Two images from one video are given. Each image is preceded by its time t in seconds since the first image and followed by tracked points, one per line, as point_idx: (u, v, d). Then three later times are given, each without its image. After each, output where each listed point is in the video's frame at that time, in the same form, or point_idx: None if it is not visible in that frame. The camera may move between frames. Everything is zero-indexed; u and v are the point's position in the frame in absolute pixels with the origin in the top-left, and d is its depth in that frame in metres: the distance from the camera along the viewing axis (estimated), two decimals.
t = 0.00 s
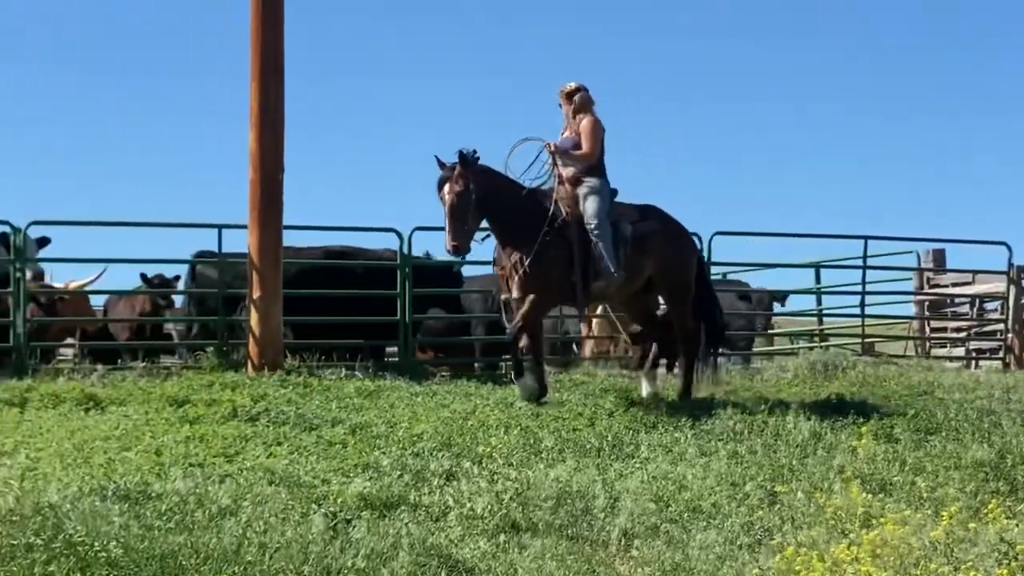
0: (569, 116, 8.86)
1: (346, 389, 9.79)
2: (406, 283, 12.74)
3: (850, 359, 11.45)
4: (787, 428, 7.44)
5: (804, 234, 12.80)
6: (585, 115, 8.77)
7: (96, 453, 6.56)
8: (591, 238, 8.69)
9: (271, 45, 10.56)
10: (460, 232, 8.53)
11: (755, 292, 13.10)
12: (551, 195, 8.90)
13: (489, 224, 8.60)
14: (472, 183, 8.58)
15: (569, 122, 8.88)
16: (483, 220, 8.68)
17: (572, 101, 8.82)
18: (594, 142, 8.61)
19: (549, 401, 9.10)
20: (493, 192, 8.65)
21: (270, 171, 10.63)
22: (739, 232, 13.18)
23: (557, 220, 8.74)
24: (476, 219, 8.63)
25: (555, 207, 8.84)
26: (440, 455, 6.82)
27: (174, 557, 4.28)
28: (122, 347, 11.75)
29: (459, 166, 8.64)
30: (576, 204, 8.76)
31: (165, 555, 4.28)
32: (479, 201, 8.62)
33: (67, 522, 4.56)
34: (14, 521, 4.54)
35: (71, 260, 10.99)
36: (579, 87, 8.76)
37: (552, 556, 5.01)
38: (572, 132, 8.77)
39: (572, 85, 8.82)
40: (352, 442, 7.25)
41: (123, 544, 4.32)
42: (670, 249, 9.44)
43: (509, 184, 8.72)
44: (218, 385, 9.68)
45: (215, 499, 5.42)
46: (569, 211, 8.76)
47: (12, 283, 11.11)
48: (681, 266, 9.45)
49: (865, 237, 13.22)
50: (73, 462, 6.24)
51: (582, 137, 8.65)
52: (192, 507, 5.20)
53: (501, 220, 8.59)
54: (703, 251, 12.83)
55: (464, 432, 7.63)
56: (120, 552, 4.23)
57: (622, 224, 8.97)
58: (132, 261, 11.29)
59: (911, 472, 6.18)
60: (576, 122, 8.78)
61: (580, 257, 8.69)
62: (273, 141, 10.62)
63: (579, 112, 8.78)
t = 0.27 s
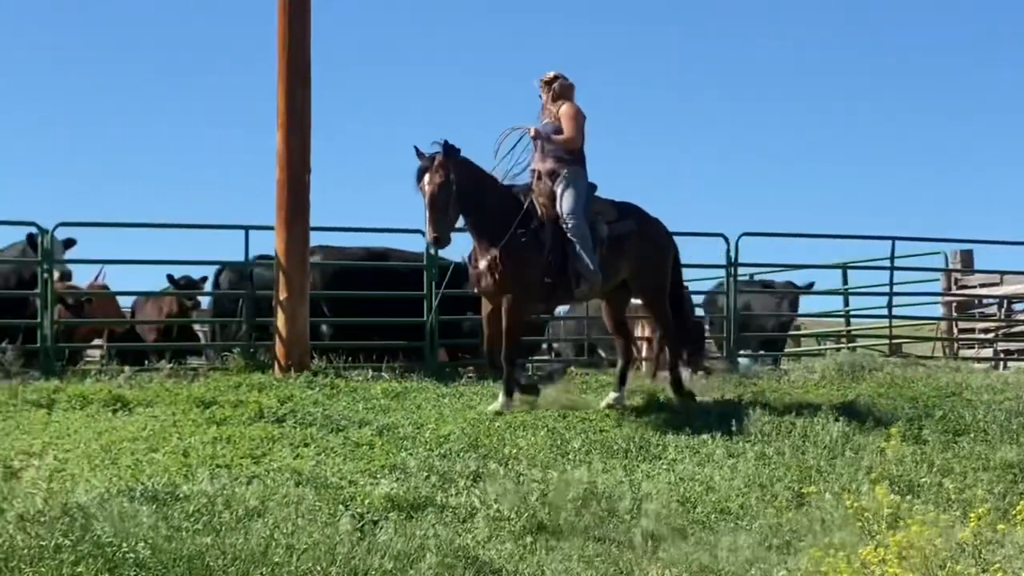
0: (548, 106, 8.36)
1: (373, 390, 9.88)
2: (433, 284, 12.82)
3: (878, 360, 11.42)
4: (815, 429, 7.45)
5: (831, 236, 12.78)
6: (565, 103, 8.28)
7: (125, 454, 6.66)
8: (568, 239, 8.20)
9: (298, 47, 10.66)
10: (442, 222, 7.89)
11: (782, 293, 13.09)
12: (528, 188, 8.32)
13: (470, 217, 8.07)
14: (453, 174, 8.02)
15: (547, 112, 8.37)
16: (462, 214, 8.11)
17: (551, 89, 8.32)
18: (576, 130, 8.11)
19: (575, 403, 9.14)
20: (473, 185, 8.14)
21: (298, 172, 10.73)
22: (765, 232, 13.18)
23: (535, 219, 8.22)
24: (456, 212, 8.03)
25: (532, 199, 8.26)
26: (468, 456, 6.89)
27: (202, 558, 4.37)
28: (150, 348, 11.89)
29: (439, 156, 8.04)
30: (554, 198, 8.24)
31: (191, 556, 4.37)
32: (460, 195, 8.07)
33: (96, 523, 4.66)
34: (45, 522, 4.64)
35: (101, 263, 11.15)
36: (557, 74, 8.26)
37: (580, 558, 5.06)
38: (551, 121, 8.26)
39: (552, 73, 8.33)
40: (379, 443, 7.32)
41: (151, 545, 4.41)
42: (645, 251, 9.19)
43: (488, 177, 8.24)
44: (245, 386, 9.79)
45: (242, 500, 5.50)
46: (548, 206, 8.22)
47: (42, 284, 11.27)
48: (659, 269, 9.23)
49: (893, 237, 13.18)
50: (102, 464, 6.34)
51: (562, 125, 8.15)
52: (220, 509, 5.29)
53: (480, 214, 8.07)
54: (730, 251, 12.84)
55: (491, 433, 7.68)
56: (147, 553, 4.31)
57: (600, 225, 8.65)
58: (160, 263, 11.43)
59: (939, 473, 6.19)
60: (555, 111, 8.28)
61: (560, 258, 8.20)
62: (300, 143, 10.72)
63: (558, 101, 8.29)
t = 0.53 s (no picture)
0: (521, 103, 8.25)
1: (393, 391, 9.93)
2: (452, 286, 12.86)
3: (900, 361, 11.39)
4: (835, 430, 7.45)
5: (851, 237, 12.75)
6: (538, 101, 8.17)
7: (146, 455, 6.73)
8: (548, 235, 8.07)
9: (319, 47, 10.72)
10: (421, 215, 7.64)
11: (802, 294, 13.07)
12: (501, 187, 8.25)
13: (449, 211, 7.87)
14: (434, 166, 7.79)
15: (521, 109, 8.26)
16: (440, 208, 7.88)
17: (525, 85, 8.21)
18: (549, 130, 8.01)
19: (595, 404, 9.15)
20: (452, 179, 7.92)
21: (318, 173, 10.80)
22: (784, 234, 13.17)
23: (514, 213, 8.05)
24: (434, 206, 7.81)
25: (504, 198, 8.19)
26: (488, 457, 6.93)
27: (224, 559, 4.42)
28: (171, 349, 11.98)
29: (419, 148, 7.81)
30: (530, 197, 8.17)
31: (213, 556, 4.42)
32: (439, 187, 7.85)
33: (119, 524, 4.71)
34: (68, 524, 4.71)
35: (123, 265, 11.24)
36: (532, 71, 8.15)
37: (601, 559, 5.08)
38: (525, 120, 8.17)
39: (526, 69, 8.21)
40: (399, 444, 7.36)
41: (173, 545, 4.47)
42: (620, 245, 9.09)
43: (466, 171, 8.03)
44: (266, 387, 9.85)
45: (262, 501, 5.55)
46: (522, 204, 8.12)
47: (64, 286, 11.38)
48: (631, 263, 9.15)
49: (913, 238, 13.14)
50: (123, 464, 6.41)
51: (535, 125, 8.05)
52: (241, 510, 5.34)
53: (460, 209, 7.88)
54: (750, 252, 12.83)
55: (512, 434, 7.71)
56: (169, 554, 4.37)
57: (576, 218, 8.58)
58: (180, 264, 11.52)
59: (960, 474, 6.19)
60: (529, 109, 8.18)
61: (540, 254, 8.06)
62: (320, 141, 10.78)
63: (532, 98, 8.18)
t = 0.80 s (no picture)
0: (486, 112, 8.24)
1: (407, 392, 9.97)
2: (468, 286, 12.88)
3: (915, 363, 11.35)
4: (850, 432, 7.45)
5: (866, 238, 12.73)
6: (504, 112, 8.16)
7: (161, 456, 6.78)
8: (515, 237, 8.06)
9: (333, 48, 10.77)
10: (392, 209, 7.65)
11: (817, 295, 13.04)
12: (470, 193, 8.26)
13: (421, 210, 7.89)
14: (411, 162, 7.82)
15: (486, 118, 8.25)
16: (413, 205, 7.88)
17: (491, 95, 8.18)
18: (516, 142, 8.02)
19: (612, 406, 9.15)
20: (427, 178, 7.94)
21: (331, 174, 10.85)
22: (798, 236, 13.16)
23: (481, 218, 8.06)
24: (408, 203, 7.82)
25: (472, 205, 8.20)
26: (502, 459, 6.94)
27: (238, 560, 4.46)
28: (185, 350, 12.05)
29: (399, 143, 7.85)
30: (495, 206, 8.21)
31: (227, 557, 4.46)
32: (415, 184, 7.87)
33: (133, 526, 4.75)
34: (82, 524, 4.74)
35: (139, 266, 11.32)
36: (499, 79, 8.11)
37: (615, 560, 5.09)
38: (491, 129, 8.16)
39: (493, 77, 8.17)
40: (414, 445, 7.40)
41: (187, 546, 4.51)
42: (593, 250, 8.97)
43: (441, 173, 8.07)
44: (280, 388, 9.90)
45: (276, 502, 5.58)
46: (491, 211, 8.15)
47: (78, 287, 11.46)
48: (607, 271, 9.07)
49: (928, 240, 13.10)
50: (138, 465, 6.46)
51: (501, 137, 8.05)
52: (255, 510, 5.38)
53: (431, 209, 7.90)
54: (764, 253, 12.81)
55: (526, 435, 7.72)
56: (183, 555, 4.41)
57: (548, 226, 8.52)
58: (194, 265, 11.58)
59: (975, 476, 6.18)
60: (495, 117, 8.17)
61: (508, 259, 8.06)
62: (334, 144, 10.83)
63: (498, 108, 8.17)
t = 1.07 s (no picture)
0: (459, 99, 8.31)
1: (415, 395, 10.00)
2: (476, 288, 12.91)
3: (923, 365, 11.36)
4: (858, 434, 7.46)
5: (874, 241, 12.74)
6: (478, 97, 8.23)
7: (170, 458, 6.82)
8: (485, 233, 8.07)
9: (343, 50, 10.82)
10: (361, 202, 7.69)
11: (824, 298, 13.05)
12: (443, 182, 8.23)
13: (391, 204, 7.91)
14: (381, 157, 7.85)
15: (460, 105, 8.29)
16: (383, 199, 7.90)
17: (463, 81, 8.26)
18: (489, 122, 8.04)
19: (620, 408, 9.17)
20: (397, 173, 7.97)
21: (339, 176, 10.90)
22: (805, 238, 13.17)
23: (451, 212, 8.08)
24: (377, 197, 7.85)
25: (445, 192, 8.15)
26: (509, 461, 6.97)
27: (246, 562, 4.49)
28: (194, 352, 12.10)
29: (371, 137, 7.87)
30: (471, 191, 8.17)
31: (235, 560, 4.50)
32: (385, 178, 7.89)
33: (142, 528, 4.79)
34: (90, 526, 4.78)
35: (147, 269, 11.38)
36: (469, 65, 8.21)
37: (622, 562, 5.11)
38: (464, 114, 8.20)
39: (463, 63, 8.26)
40: (421, 447, 7.42)
41: (195, 548, 4.55)
42: (567, 236, 9.05)
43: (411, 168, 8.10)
44: (288, 391, 9.94)
45: (282, 505, 5.60)
46: (464, 199, 8.11)
47: (87, 289, 11.52)
48: (580, 257, 9.15)
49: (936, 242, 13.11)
50: (147, 467, 6.50)
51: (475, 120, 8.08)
52: (264, 513, 5.41)
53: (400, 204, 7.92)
54: (772, 256, 12.83)
55: (533, 437, 7.75)
56: (191, 557, 4.44)
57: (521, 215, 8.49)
58: (202, 268, 11.63)
59: (982, 478, 6.20)
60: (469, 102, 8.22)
61: (477, 253, 8.08)
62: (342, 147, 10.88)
63: (471, 92, 8.24)
